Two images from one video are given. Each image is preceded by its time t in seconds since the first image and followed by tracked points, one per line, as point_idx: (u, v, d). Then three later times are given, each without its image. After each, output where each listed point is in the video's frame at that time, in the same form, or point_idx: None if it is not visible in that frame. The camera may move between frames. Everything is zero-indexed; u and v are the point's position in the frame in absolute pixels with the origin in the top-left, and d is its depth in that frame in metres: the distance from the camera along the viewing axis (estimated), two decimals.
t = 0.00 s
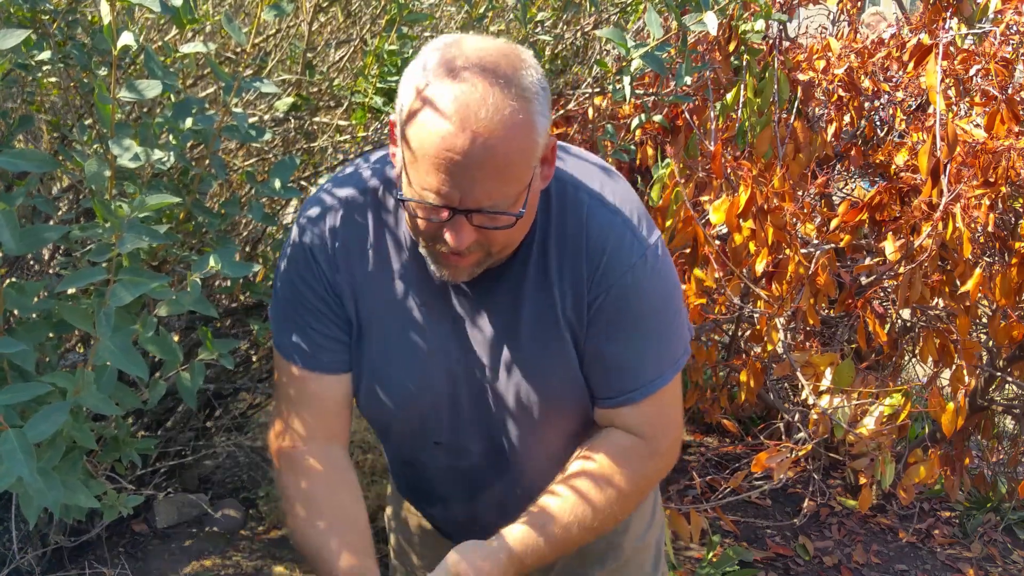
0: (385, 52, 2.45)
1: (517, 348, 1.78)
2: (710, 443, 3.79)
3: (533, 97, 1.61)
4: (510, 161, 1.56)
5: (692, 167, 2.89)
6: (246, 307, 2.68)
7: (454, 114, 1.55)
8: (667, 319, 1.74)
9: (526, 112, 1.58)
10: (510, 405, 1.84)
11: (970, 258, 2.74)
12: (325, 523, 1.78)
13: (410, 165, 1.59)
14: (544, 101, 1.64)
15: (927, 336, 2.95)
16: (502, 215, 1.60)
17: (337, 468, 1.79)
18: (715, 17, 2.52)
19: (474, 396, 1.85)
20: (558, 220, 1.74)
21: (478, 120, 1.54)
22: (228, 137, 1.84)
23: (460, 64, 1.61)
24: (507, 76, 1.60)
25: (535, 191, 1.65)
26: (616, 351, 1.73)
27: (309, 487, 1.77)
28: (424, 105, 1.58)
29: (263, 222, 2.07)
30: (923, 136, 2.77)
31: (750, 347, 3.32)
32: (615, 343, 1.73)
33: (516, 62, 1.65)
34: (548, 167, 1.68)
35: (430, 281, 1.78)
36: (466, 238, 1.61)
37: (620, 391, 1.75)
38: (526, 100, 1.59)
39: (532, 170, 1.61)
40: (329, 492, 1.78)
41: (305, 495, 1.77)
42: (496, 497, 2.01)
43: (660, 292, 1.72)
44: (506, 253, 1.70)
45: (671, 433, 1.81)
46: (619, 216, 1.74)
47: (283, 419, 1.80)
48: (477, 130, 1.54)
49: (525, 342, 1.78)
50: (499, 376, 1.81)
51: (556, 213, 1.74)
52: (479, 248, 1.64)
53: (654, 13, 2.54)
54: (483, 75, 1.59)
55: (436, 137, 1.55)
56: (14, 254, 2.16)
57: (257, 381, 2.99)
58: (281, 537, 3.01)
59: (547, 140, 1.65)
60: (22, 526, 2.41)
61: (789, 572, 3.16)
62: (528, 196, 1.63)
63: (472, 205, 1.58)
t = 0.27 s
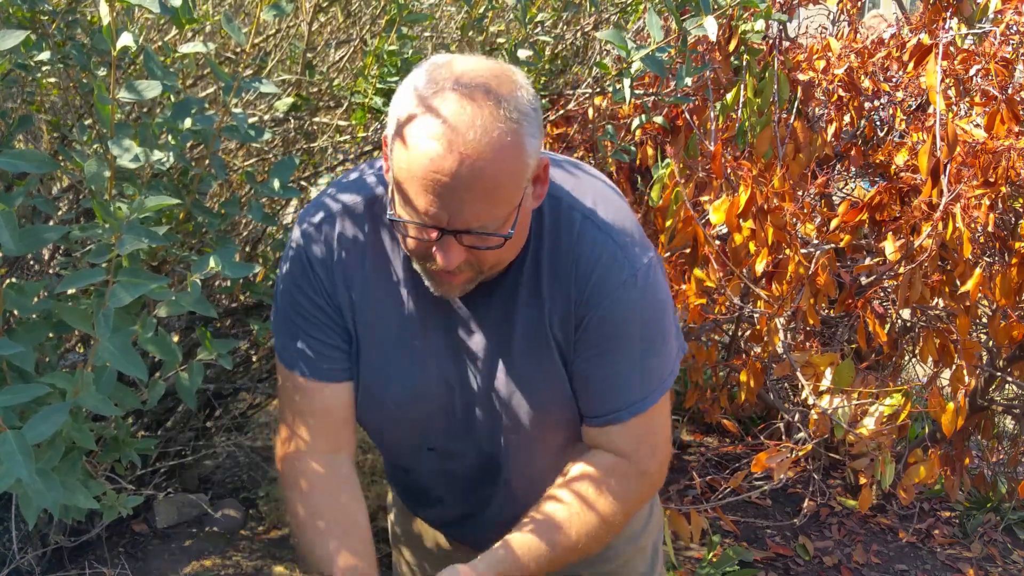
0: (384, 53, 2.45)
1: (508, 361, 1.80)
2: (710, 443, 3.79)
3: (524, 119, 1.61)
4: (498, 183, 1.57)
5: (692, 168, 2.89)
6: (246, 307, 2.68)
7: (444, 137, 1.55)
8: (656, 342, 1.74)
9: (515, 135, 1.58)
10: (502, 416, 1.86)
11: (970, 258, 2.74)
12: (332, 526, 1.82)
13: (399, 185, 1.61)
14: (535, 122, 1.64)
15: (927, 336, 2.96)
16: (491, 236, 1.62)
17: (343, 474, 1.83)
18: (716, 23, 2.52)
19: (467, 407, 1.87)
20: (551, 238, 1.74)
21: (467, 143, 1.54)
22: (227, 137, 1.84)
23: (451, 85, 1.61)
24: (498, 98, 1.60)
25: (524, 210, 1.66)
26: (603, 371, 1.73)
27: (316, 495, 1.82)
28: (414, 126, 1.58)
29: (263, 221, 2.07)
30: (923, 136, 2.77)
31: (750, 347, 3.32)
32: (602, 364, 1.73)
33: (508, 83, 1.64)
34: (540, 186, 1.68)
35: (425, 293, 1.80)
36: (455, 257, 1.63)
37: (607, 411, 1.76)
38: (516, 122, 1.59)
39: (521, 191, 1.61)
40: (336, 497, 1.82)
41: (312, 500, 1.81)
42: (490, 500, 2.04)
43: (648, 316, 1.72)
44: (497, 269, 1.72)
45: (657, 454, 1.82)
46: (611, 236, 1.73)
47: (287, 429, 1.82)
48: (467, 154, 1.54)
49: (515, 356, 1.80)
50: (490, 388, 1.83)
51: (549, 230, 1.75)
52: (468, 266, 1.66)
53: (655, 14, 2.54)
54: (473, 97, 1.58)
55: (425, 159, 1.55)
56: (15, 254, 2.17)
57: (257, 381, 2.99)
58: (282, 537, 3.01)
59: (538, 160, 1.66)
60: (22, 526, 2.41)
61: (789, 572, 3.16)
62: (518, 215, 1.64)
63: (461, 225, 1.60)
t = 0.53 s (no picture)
0: (384, 53, 2.44)
1: (489, 374, 1.80)
2: (710, 443, 3.79)
3: (525, 143, 1.59)
4: (496, 207, 1.56)
5: (692, 168, 2.89)
6: (246, 307, 2.68)
7: (442, 162, 1.53)
8: (629, 379, 1.73)
9: (514, 160, 1.56)
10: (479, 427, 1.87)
11: (970, 258, 2.74)
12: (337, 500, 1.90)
13: (400, 206, 1.61)
14: (537, 146, 1.61)
15: (927, 336, 2.95)
16: (490, 258, 1.61)
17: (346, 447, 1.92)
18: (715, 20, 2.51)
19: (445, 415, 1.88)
20: (546, 258, 1.72)
21: (465, 169, 1.53)
22: (227, 137, 1.85)
23: (454, 110, 1.60)
24: (498, 123, 1.58)
25: (527, 230, 1.65)
26: (573, 400, 1.72)
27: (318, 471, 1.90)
28: (414, 150, 1.57)
29: (263, 222, 2.07)
30: (924, 136, 2.77)
31: (750, 347, 3.32)
32: (572, 392, 1.72)
33: (512, 108, 1.62)
34: (542, 205, 1.67)
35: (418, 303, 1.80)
36: (455, 277, 1.63)
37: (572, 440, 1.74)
38: (517, 146, 1.57)
39: (523, 213, 1.60)
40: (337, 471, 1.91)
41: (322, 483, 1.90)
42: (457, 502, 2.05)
43: (623, 354, 1.70)
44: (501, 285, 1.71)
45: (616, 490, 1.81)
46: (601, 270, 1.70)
47: (293, 417, 1.92)
48: (464, 180, 1.53)
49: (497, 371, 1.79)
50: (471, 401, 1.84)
51: (543, 251, 1.72)
52: (469, 284, 1.66)
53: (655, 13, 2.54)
54: (473, 121, 1.57)
55: (423, 184, 1.54)
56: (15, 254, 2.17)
57: (257, 381, 2.99)
58: (282, 537, 3.01)
59: (541, 180, 1.64)
60: (22, 526, 2.41)
61: (789, 572, 3.16)
62: (518, 236, 1.62)
63: (460, 246, 1.59)
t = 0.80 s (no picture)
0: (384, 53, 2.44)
1: (476, 382, 1.80)
2: (710, 443, 3.79)
3: (496, 158, 1.58)
4: (469, 222, 1.55)
5: (692, 168, 2.89)
6: (246, 307, 2.68)
7: (410, 179, 1.53)
8: (613, 388, 1.68)
9: (486, 176, 1.56)
10: (471, 429, 1.88)
11: (970, 258, 2.74)
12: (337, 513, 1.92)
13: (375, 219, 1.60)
14: (509, 160, 1.61)
15: (927, 336, 2.95)
16: (464, 271, 1.61)
17: (345, 451, 1.93)
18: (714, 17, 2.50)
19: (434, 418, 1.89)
20: (533, 265, 1.71)
21: (434, 187, 1.52)
22: (227, 138, 1.85)
23: (424, 123, 1.58)
24: (469, 138, 1.57)
25: (503, 243, 1.64)
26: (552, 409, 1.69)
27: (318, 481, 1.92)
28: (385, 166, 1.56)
29: (263, 222, 2.07)
30: (923, 136, 2.77)
31: (750, 347, 3.32)
32: (552, 401, 1.69)
33: (484, 121, 1.61)
34: (523, 215, 1.67)
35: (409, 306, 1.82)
36: (431, 289, 1.63)
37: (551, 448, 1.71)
38: (488, 163, 1.56)
39: (497, 226, 1.60)
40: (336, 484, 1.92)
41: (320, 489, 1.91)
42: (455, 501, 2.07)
43: (606, 365, 1.66)
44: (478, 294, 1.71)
45: (598, 498, 1.77)
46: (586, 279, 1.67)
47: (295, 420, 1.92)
48: (432, 198, 1.52)
49: (482, 380, 1.79)
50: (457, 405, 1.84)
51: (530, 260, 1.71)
52: (447, 293, 1.67)
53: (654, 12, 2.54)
54: (444, 136, 1.56)
55: (392, 202, 1.54)
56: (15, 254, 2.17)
57: (257, 381, 2.99)
58: (281, 537, 3.01)
59: (516, 194, 1.63)
60: (22, 525, 2.41)
61: (789, 572, 3.16)
62: (494, 248, 1.62)
63: (436, 260, 1.59)
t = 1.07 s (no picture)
0: (385, 55, 2.44)
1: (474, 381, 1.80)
2: (709, 442, 3.81)
3: (495, 154, 1.58)
4: (471, 218, 1.55)
5: (692, 168, 2.90)
6: (247, 307, 2.72)
7: (410, 177, 1.52)
8: (608, 391, 1.68)
9: (486, 171, 1.55)
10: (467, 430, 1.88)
11: (969, 258, 2.75)
12: (322, 503, 1.89)
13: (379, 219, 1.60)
14: (508, 156, 1.61)
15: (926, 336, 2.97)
16: (468, 267, 1.60)
17: (330, 434, 1.93)
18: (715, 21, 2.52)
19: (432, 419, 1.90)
20: (531, 268, 1.71)
21: (433, 183, 1.51)
22: (229, 139, 1.84)
23: (422, 122, 1.59)
24: (467, 135, 1.57)
25: (506, 238, 1.64)
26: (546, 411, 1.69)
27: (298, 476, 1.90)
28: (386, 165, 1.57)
29: (264, 222, 2.07)
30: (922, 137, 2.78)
31: (749, 347, 3.33)
32: (546, 402, 1.69)
33: (480, 118, 1.62)
34: (523, 211, 1.67)
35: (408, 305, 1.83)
36: (436, 287, 1.63)
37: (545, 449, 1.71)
38: (487, 158, 1.56)
39: (498, 223, 1.60)
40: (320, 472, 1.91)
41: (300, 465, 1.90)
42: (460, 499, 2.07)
43: (601, 366, 1.65)
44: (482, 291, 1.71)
45: (594, 498, 1.76)
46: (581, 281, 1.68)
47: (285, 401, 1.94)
48: (433, 194, 1.52)
49: (478, 382, 1.79)
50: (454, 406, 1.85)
51: (528, 263, 1.72)
52: (452, 292, 1.66)
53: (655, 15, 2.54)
54: (442, 134, 1.56)
55: (394, 199, 1.54)
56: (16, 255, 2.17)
57: (259, 380, 3.00)
58: (283, 536, 3.01)
59: (516, 190, 1.63)
60: (23, 525, 2.41)
61: (789, 570, 3.17)
62: (496, 244, 1.61)
63: (439, 258, 1.58)
